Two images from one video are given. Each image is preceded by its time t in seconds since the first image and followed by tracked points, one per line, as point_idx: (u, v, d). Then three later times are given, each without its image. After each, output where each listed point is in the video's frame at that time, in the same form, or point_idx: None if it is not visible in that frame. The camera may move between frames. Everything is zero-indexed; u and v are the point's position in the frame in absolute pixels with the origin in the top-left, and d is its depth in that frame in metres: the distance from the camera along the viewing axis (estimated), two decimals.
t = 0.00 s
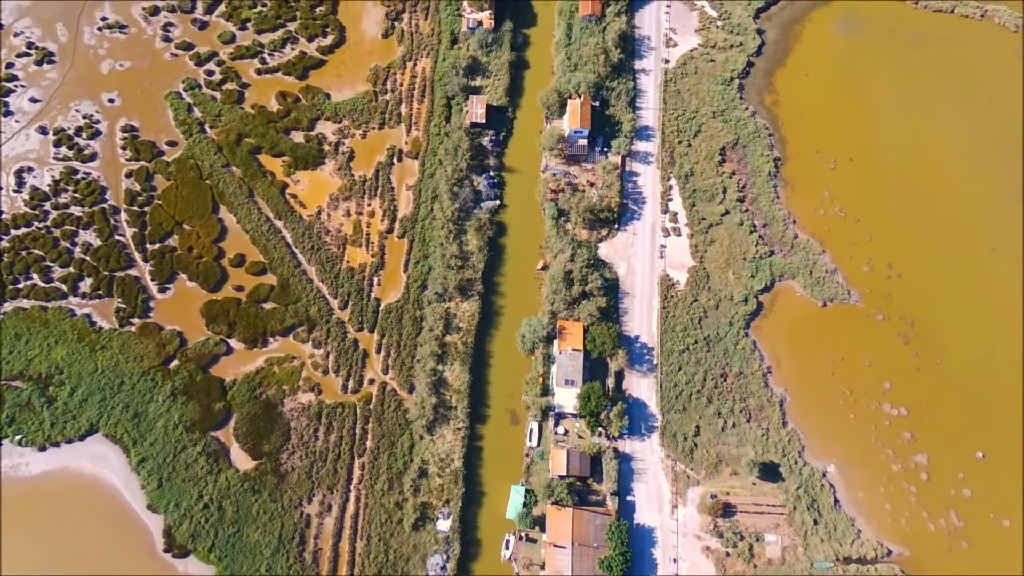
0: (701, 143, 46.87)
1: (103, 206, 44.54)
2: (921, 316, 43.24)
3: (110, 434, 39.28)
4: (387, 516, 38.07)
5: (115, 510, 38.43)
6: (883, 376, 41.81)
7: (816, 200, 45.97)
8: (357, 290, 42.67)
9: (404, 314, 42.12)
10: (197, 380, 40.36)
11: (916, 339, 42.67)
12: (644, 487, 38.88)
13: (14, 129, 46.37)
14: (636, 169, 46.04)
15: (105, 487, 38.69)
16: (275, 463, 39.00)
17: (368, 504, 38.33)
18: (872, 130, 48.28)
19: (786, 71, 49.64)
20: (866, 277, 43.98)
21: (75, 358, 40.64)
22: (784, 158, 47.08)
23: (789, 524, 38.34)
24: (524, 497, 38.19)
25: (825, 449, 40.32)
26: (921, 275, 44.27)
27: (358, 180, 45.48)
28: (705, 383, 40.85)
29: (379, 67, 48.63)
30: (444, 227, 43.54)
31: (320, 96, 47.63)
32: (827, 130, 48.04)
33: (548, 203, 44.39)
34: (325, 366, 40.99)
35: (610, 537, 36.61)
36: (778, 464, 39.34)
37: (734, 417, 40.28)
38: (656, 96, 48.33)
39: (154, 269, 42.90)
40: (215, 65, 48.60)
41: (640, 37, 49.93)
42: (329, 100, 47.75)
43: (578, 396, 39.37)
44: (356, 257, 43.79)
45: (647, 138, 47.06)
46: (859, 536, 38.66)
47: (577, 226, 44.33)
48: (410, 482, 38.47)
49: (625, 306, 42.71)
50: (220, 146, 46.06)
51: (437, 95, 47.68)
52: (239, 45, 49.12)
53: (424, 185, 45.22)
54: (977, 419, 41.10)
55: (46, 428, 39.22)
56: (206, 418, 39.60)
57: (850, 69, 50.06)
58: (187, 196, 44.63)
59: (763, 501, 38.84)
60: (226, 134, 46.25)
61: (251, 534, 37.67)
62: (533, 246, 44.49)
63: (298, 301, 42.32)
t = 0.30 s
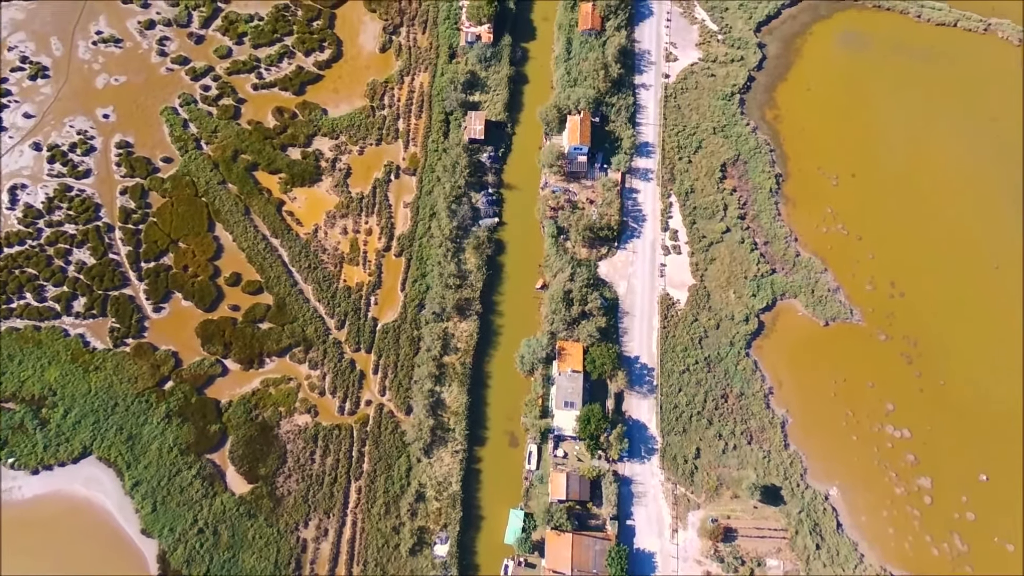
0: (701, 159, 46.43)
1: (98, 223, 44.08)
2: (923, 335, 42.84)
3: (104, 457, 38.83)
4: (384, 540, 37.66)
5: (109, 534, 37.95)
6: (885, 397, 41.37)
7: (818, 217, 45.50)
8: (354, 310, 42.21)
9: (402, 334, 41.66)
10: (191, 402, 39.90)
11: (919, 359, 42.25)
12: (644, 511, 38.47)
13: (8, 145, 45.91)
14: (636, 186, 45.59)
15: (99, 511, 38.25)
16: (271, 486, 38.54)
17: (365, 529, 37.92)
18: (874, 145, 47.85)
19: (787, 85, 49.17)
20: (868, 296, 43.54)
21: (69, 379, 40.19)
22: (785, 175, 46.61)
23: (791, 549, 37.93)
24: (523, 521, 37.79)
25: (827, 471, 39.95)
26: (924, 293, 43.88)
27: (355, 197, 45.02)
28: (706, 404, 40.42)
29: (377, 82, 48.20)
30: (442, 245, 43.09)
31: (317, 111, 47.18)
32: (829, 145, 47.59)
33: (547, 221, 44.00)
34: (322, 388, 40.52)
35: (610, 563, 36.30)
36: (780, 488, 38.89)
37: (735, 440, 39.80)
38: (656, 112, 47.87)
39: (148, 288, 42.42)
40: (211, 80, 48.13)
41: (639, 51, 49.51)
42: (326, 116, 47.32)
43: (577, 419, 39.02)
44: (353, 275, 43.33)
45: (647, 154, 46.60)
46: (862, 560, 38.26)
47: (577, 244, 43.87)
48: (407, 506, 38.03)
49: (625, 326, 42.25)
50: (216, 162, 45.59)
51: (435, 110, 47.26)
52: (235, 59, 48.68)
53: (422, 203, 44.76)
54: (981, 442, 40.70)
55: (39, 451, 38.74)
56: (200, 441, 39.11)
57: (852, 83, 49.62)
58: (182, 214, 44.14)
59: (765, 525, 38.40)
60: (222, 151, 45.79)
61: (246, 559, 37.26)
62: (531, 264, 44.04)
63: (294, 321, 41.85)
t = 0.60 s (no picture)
0: (702, 176, 45.98)
1: (92, 242, 43.63)
2: (926, 355, 42.43)
3: (98, 481, 38.43)
4: (381, 566, 37.35)
5: (103, 560, 37.51)
6: (888, 419, 41.03)
7: (820, 234, 45.06)
8: (351, 330, 41.76)
9: (399, 354, 41.21)
10: (186, 425, 39.47)
11: (922, 380, 41.87)
12: (644, 535, 38.11)
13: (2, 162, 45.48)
14: (636, 203, 45.12)
15: (92, 536, 37.82)
16: (267, 510, 38.16)
17: (362, 554, 37.61)
18: (876, 161, 47.43)
19: (789, 101, 48.72)
20: (871, 316, 43.10)
21: (63, 401, 39.76)
22: (787, 192, 46.16)
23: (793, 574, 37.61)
24: (521, 547, 37.44)
25: (829, 495, 39.66)
26: (926, 313, 43.48)
27: (353, 215, 44.57)
28: (707, 426, 39.99)
29: (375, 97, 47.76)
30: (441, 264, 42.66)
31: (314, 127, 46.70)
32: (831, 162, 47.14)
33: (546, 239, 43.59)
34: (318, 410, 40.09)
35: None
36: (782, 512, 38.56)
37: (737, 462, 39.40)
38: (657, 127, 47.39)
39: (143, 308, 41.98)
40: (207, 95, 47.66)
41: (639, 66, 49.05)
42: (323, 132, 46.85)
43: (577, 441, 38.47)
44: (350, 294, 42.84)
45: (648, 171, 46.13)
46: None
47: (576, 262, 43.43)
48: (405, 531, 37.71)
49: (625, 346, 41.77)
50: (212, 179, 45.11)
51: (433, 126, 46.84)
52: (232, 74, 48.23)
53: (420, 221, 44.30)
54: (985, 464, 40.41)
55: (32, 474, 38.30)
56: (195, 464, 38.71)
57: (853, 99, 49.19)
58: (177, 232, 43.68)
59: (766, 550, 38.09)
60: (218, 168, 45.32)
61: None
62: (530, 282, 43.58)
63: (291, 342, 41.41)
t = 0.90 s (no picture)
0: (703, 193, 45.53)
1: (87, 260, 43.19)
2: (929, 376, 42.03)
3: (92, 505, 38.03)
4: None
5: None
6: (891, 441, 40.70)
7: (822, 253, 44.58)
8: (348, 350, 41.35)
9: (397, 375, 40.76)
10: (181, 448, 39.03)
11: (925, 401, 41.51)
12: (644, 560, 37.89)
13: None
14: (636, 221, 44.66)
15: (87, 560, 37.44)
16: (263, 535, 37.83)
17: None
18: (879, 178, 46.95)
19: (790, 116, 48.24)
20: (874, 336, 42.64)
21: (57, 424, 39.32)
22: (789, 209, 45.69)
23: None
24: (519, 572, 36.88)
25: (832, 519, 39.42)
26: (930, 333, 43.04)
27: (350, 233, 44.12)
28: (708, 449, 39.57)
29: (373, 113, 47.30)
30: (439, 283, 42.23)
31: (311, 143, 46.23)
32: (833, 179, 46.65)
33: (546, 258, 43.17)
34: (315, 432, 39.65)
35: None
36: (784, 536, 38.32)
37: (738, 486, 39.06)
38: (657, 143, 46.93)
39: (139, 328, 41.56)
40: (204, 111, 47.22)
41: (640, 81, 48.58)
42: (320, 148, 46.40)
43: (576, 465, 38.01)
44: (347, 314, 42.41)
45: (648, 188, 45.67)
46: None
47: (576, 281, 43.01)
48: (402, 556, 37.49)
49: (625, 367, 41.33)
50: (208, 197, 44.67)
51: (432, 142, 46.39)
52: (228, 89, 47.79)
53: (418, 239, 43.88)
54: (989, 488, 40.21)
55: (25, 498, 37.89)
56: (190, 488, 38.31)
57: (855, 114, 48.72)
58: (173, 250, 43.23)
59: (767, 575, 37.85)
60: (214, 185, 44.84)
61: None
62: (529, 302, 43.14)
63: (287, 362, 40.97)
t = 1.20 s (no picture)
0: (704, 211, 45.08)
1: (81, 279, 42.74)
2: (932, 397, 41.65)
3: (86, 530, 37.60)
4: None
5: None
6: (893, 464, 40.37)
7: (824, 271, 44.13)
8: (345, 371, 40.90)
9: (394, 397, 40.31)
10: (176, 471, 38.60)
11: (928, 423, 41.18)
12: None
13: None
14: (636, 239, 44.24)
15: None
16: (258, 560, 37.43)
17: None
18: (882, 195, 46.50)
19: (792, 132, 47.81)
20: (876, 356, 42.24)
21: (50, 447, 38.86)
22: (791, 227, 45.24)
23: None
24: None
25: (835, 543, 39.07)
26: (933, 353, 42.64)
27: (347, 251, 43.68)
28: (709, 472, 39.16)
29: (370, 129, 46.84)
30: (437, 303, 41.76)
31: (308, 160, 45.80)
32: (835, 195, 46.21)
33: (545, 277, 42.73)
34: (311, 455, 39.23)
35: None
36: (786, 561, 37.97)
37: (739, 510, 38.67)
38: (657, 160, 46.48)
39: (133, 348, 41.08)
40: (200, 127, 46.79)
41: (640, 96, 48.15)
42: (317, 164, 45.97)
43: (575, 489, 37.60)
44: (345, 334, 41.99)
45: (648, 205, 45.22)
46: None
47: (575, 300, 42.59)
48: None
49: (625, 388, 40.90)
50: (204, 215, 44.19)
51: (430, 159, 45.95)
52: (225, 105, 47.35)
53: (416, 257, 43.45)
54: (992, 511, 39.91)
55: (17, 523, 37.42)
56: (185, 513, 37.89)
57: (857, 130, 48.28)
58: (168, 269, 42.77)
59: None
60: (210, 202, 44.38)
61: None
62: (529, 321, 42.69)
63: (283, 384, 40.53)
